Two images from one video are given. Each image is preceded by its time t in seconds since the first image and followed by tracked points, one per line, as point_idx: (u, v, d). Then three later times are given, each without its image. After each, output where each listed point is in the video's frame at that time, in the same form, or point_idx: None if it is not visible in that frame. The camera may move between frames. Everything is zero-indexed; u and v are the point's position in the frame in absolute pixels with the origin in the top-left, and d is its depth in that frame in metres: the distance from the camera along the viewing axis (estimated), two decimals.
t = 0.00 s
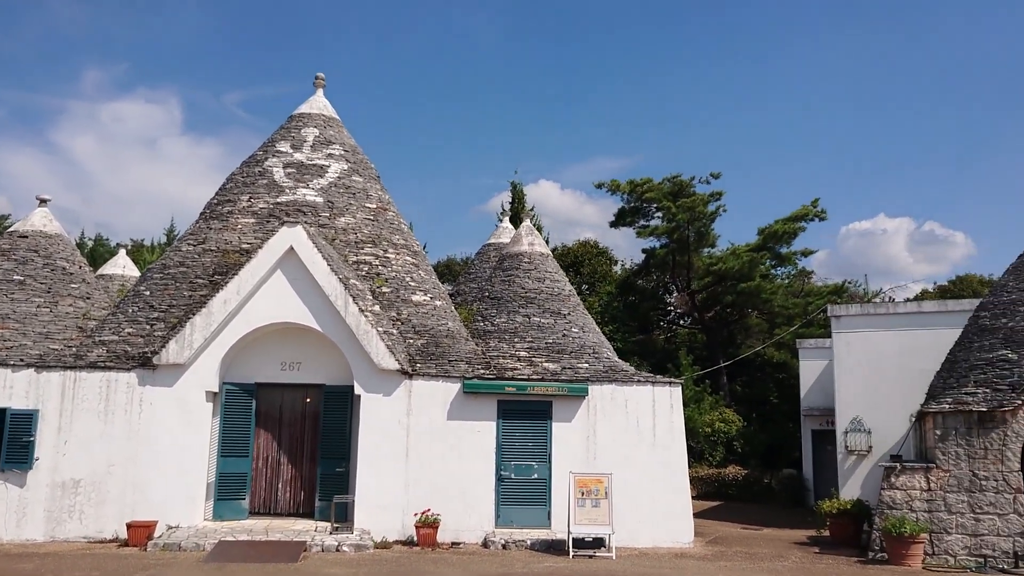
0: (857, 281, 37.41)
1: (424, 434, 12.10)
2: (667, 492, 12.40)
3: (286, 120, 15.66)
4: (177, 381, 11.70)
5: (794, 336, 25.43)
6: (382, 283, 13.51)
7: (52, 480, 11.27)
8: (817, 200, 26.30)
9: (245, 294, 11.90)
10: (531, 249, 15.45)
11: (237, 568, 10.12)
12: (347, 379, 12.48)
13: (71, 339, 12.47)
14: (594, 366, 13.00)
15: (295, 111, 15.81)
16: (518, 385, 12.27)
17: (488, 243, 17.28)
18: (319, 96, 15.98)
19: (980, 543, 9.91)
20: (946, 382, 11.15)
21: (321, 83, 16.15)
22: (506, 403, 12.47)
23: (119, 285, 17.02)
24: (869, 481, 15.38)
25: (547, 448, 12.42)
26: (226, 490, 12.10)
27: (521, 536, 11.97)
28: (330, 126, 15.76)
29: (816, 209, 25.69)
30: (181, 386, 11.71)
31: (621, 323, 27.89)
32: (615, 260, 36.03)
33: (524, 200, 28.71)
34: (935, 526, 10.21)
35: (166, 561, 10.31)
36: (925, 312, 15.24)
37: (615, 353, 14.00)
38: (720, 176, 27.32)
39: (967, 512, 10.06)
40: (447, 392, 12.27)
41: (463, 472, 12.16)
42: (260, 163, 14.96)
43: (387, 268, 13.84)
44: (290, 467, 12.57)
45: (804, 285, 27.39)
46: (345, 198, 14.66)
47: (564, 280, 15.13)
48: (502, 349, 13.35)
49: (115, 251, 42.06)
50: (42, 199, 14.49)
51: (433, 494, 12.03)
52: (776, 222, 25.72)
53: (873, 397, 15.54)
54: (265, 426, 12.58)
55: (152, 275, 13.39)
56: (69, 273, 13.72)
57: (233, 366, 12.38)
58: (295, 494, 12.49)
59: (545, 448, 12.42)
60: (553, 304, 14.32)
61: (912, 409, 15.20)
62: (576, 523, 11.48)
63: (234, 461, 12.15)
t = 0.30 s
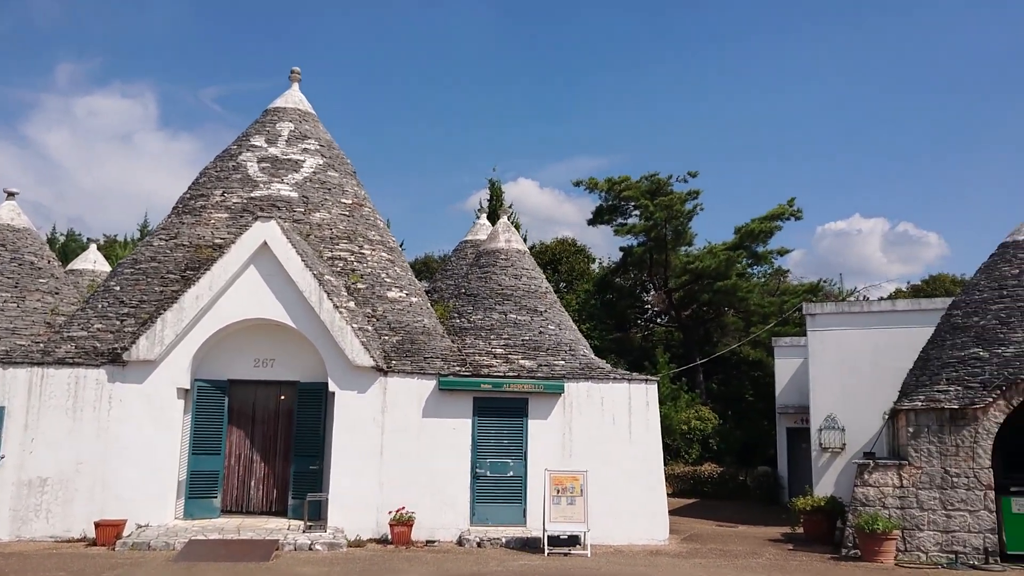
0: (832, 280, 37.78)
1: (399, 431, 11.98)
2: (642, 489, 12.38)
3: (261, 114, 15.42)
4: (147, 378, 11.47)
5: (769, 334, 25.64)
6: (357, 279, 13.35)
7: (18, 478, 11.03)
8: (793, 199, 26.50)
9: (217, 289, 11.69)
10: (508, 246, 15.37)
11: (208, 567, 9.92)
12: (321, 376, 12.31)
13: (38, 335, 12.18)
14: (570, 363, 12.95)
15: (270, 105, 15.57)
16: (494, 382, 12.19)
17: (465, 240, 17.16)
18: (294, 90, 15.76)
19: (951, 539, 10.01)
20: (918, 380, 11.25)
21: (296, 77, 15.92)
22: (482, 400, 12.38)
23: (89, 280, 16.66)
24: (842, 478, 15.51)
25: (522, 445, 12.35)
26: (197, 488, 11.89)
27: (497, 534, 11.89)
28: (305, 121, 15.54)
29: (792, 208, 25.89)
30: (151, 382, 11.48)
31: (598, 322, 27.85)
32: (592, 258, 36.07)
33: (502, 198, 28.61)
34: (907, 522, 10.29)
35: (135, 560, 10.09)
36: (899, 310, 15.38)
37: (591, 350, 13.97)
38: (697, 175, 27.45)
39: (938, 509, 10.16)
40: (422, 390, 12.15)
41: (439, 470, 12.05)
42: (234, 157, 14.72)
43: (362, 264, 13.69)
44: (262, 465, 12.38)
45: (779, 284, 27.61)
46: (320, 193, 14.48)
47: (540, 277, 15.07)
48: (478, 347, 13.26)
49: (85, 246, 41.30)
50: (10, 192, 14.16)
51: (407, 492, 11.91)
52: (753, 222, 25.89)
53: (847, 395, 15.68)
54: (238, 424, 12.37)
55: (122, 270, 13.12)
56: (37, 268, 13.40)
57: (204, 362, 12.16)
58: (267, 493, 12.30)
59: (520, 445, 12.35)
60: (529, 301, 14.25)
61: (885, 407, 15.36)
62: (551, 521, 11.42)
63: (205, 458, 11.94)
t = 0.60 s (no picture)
0: (810, 279, 38.04)
1: (374, 427, 11.82)
2: (618, 486, 12.33)
3: (237, 106, 15.16)
4: (117, 372, 11.23)
5: (747, 332, 25.76)
6: (332, 273, 13.16)
7: None
8: (772, 197, 26.61)
9: (190, 283, 11.46)
10: (486, 241, 15.24)
11: (176, 564, 9.70)
12: (296, 371, 12.12)
13: (5, 328, 11.89)
14: (547, 360, 12.87)
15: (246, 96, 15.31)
16: (470, 378, 12.07)
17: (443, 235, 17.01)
18: (271, 81, 15.51)
19: (923, 537, 10.07)
20: (893, 378, 11.29)
21: (274, 68, 15.66)
22: (458, 396, 12.25)
23: (60, 272, 16.31)
24: (817, 476, 15.58)
25: (498, 442, 12.24)
26: (168, 484, 11.65)
27: (471, 531, 11.78)
28: (282, 113, 15.29)
29: (771, 206, 25.99)
30: (122, 377, 11.24)
31: (578, 318, 27.86)
32: (573, 255, 36.05)
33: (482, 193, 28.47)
34: (880, 520, 10.33)
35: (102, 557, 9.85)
36: (875, 308, 15.47)
37: (568, 347, 13.89)
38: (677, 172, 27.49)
39: (912, 507, 10.21)
40: (397, 385, 12.01)
41: (414, 466, 11.91)
42: (209, 148, 14.45)
43: (338, 258, 13.50)
44: (234, 461, 12.16)
45: (758, 282, 27.72)
46: (296, 187, 14.25)
47: (518, 273, 14.96)
48: (455, 342, 13.13)
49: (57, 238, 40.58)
50: None
51: (382, 489, 11.76)
52: (732, 220, 25.96)
53: (824, 393, 15.75)
54: (210, 419, 12.16)
55: (93, 262, 12.83)
56: (6, 259, 13.09)
57: (176, 356, 11.92)
58: (240, 489, 12.09)
59: (496, 442, 12.23)
60: (507, 297, 14.14)
61: (860, 405, 15.46)
62: (525, 518, 11.31)
63: (177, 454, 11.72)
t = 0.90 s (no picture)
0: (790, 278, 38.35)
1: (352, 423, 11.70)
2: (597, 484, 12.30)
3: (215, 99, 14.94)
4: (91, 367, 11.03)
5: (728, 330, 25.89)
6: (311, 269, 13.01)
7: None
8: (753, 196, 26.75)
9: (165, 277, 11.27)
10: (466, 238, 15.16)
11: (148, 562, 9.51)
12: (273, 366, 11.96)
13: None
14: (527, 357, 12.81)
15: (225, 89, 15.09)
16: (449, 374, 11.99)
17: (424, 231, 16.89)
18: (251, 75, 15.30)
19: (899, 535, 10.14)
20: (870, 378, 11.36)
21: (253, 61, 15.46)
22: (437, 393, 12.16)
23: (34, 266, 15.99)
24: (795, 474, 15.68)
25: (478, 439, 12.17)
26: (143, 480, 11.47)
27: (449, 528, 11.70)
28: (262, 107, 15.10)
29: (752, 205, 26.11)
30: (96, 372, 11.04)
31: (559, 315, 27.85)
32: (555, 252, 36.05)
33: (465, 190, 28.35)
34: (857, 518, 10.39)
35: (73, 555, 9.64)
36: (853, 308, 15.67)
37: (548, 344, 13.84)
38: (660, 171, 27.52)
39: (887, 505, 10.28)
40: (376, 382, 11.90)
41: (392, 463, 11.81)
42: (186, 142, 14.23)
43: (317, 254, 13.35)
44: (210, 457, 12.00)
45: (738, 280, 27.88)
46: (275, 181, 14.08)
47: (499, 270, 14.89)
48: (434, 339, 13.04)
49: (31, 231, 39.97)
50: None
51: (359, 486, 11.65)
52: (713, 218, 26.04)
53: (802, 392, 15.84)
54: (186, 415, 11.98)
55: (67, 255, 12.59)
56: None
57: (152, 351, 11.73)
58: (216, 486, 11.93)
59: (475, 439, 12.16)
60: (487, 293, 14.07)
61: (838, 404, 15.60)
62: (504, 515, 11.25)
63: (152, 450, 11.53)
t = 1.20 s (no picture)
0: (769, 275, 38.66)
1: (329, 419, 11.58)
2: (575, 480, 12.29)
3: (191, 91, 14.68)
4: (63, 363, 10.80)
5: (706, 326, 26.04)
6: (288, 263, 12.84)
7: None
8: (732, 193, 26.90)
9: (139, 271, 11.05)
10: (445, 232, 15.05)
11: (120, 560, 9.32)
12: (249, 362, 11.80)
13: None
14: (506, 352, 12.75)
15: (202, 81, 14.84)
16: (427, 370, 11.90)
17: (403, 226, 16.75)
18: (228, 66, 15.06)
19: (874, 530, 10.23)
20: (847, 374, 11.44)
21: (230, 53, 15.21)
22: (415, 389, 12.07)
23: (5, 259, 15.65)
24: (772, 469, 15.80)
25: (456, 435, 12.09)
26: (116, 477, 11.26)
27: (427, 524, 11.62)
28: (239, 99, 14.86)
29: (731, 202, 26.25)
30: (67, 367, 10.81)
31: (539, 310, 27.84)
32: (535, 247, 36.03)
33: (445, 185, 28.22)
34: (833, 513, 10.45)
35: (43, 553, 9.43)
36: (830, 304, 15.75)
37: (527, 340, 13.79)
38: (640, 167, 27.57)
39: (863, 500, 10.36)
40: (352, 377, 11.78)
41: (369, 459, 11.71)
42: (161, 134, 13.98)
43: (294, 248, 13.18)
44: (185, 453, 11.80)
45: (717, 277, 28.04)
46: (252, 174, 13.87)
47: (478, 265, 14.81)
48: (413, 334, 12.94)
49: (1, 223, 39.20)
50: None
51: (336, 482, 11.53)
52: (693, 215, 26.14)
53: (780, 388, 15.95)
54: (160, 411, 11.76)
55: (38, 248, 12.32)
56: None
57: (125, 346, 11.51)
58: (190, 482, 11.75)
59: (453, 435, 12.08)
60: (466, 289, 13.99)
61: (816, 400, 15.75)
62: (482, 511, 11.19)
63: (125, 446, 11.32)
